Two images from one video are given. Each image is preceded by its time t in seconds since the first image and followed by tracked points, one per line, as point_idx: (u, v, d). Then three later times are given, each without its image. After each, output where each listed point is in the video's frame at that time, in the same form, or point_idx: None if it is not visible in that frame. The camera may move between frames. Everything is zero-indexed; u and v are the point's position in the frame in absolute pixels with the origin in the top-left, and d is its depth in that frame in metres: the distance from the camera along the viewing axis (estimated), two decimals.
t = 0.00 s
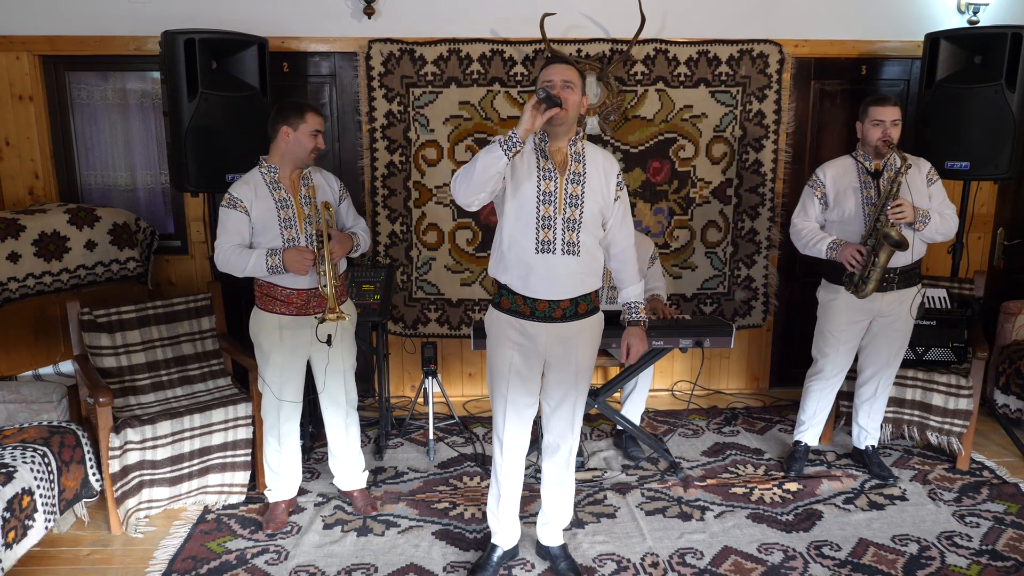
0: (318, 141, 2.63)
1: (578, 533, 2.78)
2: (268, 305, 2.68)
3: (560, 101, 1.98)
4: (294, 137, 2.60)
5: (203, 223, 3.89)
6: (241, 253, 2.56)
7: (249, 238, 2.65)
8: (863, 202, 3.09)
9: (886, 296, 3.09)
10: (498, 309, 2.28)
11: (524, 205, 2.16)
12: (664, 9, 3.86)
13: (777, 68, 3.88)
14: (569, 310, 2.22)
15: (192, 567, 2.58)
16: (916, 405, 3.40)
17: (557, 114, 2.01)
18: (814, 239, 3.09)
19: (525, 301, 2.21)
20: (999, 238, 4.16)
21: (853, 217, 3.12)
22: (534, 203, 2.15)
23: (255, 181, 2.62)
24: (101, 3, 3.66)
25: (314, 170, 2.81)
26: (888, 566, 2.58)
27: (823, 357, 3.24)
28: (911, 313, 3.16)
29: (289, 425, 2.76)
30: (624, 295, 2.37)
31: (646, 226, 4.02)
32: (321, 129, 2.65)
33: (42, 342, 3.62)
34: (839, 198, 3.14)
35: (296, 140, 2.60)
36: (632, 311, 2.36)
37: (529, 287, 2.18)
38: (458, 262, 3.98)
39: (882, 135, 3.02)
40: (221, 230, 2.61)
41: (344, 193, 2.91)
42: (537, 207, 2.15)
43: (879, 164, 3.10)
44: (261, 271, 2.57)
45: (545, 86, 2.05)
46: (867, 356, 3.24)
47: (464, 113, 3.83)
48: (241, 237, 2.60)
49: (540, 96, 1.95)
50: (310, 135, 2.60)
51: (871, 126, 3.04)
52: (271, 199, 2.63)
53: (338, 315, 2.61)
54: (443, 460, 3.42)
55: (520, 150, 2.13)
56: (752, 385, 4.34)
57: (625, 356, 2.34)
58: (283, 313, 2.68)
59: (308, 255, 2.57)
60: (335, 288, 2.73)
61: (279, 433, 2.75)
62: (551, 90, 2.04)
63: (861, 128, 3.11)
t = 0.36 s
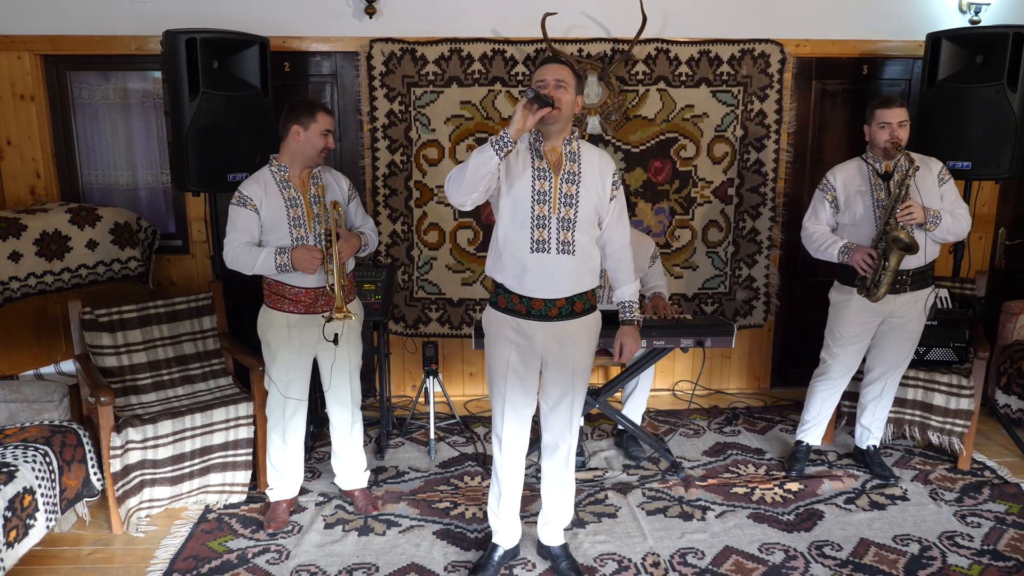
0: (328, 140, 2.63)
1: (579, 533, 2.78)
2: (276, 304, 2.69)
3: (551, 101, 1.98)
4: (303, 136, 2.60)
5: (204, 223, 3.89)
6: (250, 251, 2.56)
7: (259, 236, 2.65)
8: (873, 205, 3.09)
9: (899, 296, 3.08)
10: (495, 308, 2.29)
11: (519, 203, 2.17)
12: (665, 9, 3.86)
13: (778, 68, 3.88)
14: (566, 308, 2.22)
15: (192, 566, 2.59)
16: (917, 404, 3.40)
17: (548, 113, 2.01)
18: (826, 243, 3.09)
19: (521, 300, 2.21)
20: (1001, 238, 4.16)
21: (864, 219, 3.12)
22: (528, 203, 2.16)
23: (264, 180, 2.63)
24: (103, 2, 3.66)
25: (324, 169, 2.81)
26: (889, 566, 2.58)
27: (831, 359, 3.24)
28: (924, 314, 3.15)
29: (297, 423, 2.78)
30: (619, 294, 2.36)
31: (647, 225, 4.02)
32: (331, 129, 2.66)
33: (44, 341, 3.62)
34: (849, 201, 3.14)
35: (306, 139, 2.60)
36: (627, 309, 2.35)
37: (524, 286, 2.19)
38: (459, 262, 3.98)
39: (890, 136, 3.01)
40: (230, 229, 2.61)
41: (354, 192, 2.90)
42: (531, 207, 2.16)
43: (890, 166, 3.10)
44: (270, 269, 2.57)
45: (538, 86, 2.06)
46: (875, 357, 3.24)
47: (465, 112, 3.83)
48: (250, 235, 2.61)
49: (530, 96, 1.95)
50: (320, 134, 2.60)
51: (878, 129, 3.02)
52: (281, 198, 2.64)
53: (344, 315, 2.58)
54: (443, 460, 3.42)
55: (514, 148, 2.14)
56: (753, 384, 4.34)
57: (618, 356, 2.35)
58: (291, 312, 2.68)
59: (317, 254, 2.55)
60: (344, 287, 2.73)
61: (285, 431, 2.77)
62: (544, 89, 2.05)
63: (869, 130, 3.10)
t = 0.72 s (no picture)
0: (335, 141, 2.63)
1: (579, 533, 2.78)
2: (281, 304, 2.69)
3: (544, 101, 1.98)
4: (309, 136, 2.60)
5: (204, 223, 3.89)
6: (257, 250, 2.56)
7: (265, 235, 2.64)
8: (876, 203, 3.09)
9: (896, 296, 3.08)
10: (489, 309, 2.28)
11: (512, 204, 2.16)
12: (666, 8, 3.85)
13: (779, 68, 3.87)
14: (560, 308, 2.22)
15: (193, 566, 2.59)
16: (918, 404, 3.39)
17: (541, 113, 2.01)
18: (826, 239, 3.11)
19: (516, 300, 2.20)
20: (1001, 238, 4.16)
21: (866, 218, 3.12)
22: (522, 203, 2.15)
23: (272, 179, 2.62)
24: (103, 2, 3.66)
25: (331, 169, 2.81)
26: (890, 566, 2.58)
27: (832, 358, 3.24)
28: (924, 314, 3.15)
29: (300, 422, 2.78)
30: (613, 293, 2.36)
31: (647, 225, 4.02)
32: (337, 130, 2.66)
33: (43, 342, 3.63)
34: (852, 199, 3.14)
35: (313, 139, 2.60)
36: (621, 309, 2.36)
37: (519, 286, 2.18)
38: (459, 261, 3.97)
39: (894, 135, 3.01)
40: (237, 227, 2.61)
41: (360, 193, 2.90)
42: (525, 207, 2.15)
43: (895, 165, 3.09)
44: (276, 268, 2.57)
45: (531, 86, 2.06)
46: (876, 357, 3.23)
47: (465, 112, 3.83)
48: (257, 234, 2.60)
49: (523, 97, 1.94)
50: (327, 135, 2.60)
51: (883, 127, 3.03)
52: (288, 198, 2.64)
53: (351, 313, 2.58)
54: (443, 460, 3.41)
55: (507, 149, 2.14)
56: (753, 384, 4.34)
57: (613, 354, 2.34)
58: (297, 311, 2.68)
59: (324, 254, 2.56)
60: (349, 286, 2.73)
61: (288, 430, 2.77)
62: (538, 89, 2.04)
63: (875, 129, 3.10)
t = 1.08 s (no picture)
0: (337, 141, 2.63)
1: (579, 533, 2.78)
2: (282, 303, 2.69)
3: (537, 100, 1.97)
4: (312, 136, 2.60)
5: (204, 223, 3.89)
6: (259, 248, 2.56)
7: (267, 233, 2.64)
8: (871, 202, 3.09)
9: (889, 296, 3.07)
10: (486, 310, 2.28)
11: (507, 206, 2.16)
12: (666, 8, 3.85)
13: (779, 68, 3.87)
14: (558, 308, 2.22)
15: (192, 567, 2.58)
16: (918, 404, 3.39)
17: (535, 113, 2.00)
18: (821, 236, 3.11)
19: (513, 301, 2.20)
20: (1002, 238, 4.15)
21: (860, 216, 3.12)
22: (517, 204, 2.15)
23: (275, 178, 2.62)
24: (103, 2, 3.66)
25: (333, 170, 2.82)
26: (890, 567, 2.57)
27: (828, 357, 3.24)
28: (919, 314, 3.13)
29: (300, 422, 2.77)
30: (609, 292, 2.36)
31: (647, 225, 4.02)
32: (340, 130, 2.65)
33: (42, 342, 3.62)
34: (848, 196, 3.14)
35: (315, 139, 2.60)
36: (616, 308, 2.36)
37: (516, 287, 2.18)
38: (460, 261, 3.97)
39: (892, 134, 2.99)
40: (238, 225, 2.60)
41: (361, 193, 2.89)
42: (521, 208, 2.15)
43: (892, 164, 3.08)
44: (278, 266, 2.56)
45: (524, 85, 2.04)
46: (872, 357, 3.23)
47: (465, 112, 3.82)
48: (259, 232, 2.60)
49: (516, 98, 1.94)
50: (330, 135, 2.59)
51: (881, 126, 3.02)
52: (290, 197, 2.63)
53: (353, 313, 2.58)
54: (444, 460, 3.41)
55: (501, 150, 2.13)
56: (754, 384, 4.33)
57: (608, 353, 2.34)
58: (298, 310, 2.67)
59: (326, 254, 2.55)
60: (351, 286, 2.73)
61: (288, 430, 2.77)
62: (530, 88, 2.03)
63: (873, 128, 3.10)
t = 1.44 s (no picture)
0: (335, 141, 2.62)
1: (579, 534, 2.78)
2: (279, 304, 2.69)
3: (528, 104, 1.97)
4: (310, 136, 2.60)
5: (204, 223, 3.89)
6: (255, 249, 2.56)
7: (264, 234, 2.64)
8: (858, 200, 3.09)
9: (878, 295, 3.07)
10: (486, 311, 2.28)
11: (506, 209, 2.15)
12: (667, 9, 3.85)
13: (779, 68, 3.86)
14: (559, 308, 2.22)
15: (192, 567, 2.58)
16: (919, 405, 3.38)
17: (527, 117, 2.01)
18: (809, 235, 3.12)
19: (514, 302, 2.20)
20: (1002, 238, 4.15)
21: (848, 214, 3.12)
22: (514, 207, 2.15)
23: (272, 179, 2.62)
24: (104, 2, 3.66)
25: (330, 170, 2.81)
26: (891, 568, 2.57)
27: (820, 358, 3.24)
28: (908, 314, 3.14)
29: (299, 422, 2.77)
30: (609, 288, 2.34)
31: (647, 226, 4.01)
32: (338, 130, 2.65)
33: (41, 342, 3.63)
34: (836, 195, 3.14)
35: (312, 139, 2.60)
36: (618, 303, 2.34)
37: (516, 290, 2.17)
38: (460, 262, 3.97)
39: (879, 133, 2.99)
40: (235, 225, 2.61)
41: (359, 193, 2.89)
42: (518, 212, 2.15)
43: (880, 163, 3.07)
44: (275, 267, 2.56)
45: (512, 88, 2.04)
46: (864, 358, 3.23)
47: (465, 112, 3.82)
48: (255, 232, 2.60)
49: (507, 104, 1.94)
50: (328, 135, 2.59)
51: (868, 124, 3.02)
52: (287, 197, 2.63)
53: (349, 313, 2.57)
54: (444, 460, 3.41)
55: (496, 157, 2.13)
56: (754, 385, 4.33)
57: (611, 348, 2.35)
58: (294, 311, 2.67)
59: (322, 254, 2.55)
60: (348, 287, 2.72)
61: (286, 430, 2.77)
62: (519, 91, 2.03)
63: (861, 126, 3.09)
